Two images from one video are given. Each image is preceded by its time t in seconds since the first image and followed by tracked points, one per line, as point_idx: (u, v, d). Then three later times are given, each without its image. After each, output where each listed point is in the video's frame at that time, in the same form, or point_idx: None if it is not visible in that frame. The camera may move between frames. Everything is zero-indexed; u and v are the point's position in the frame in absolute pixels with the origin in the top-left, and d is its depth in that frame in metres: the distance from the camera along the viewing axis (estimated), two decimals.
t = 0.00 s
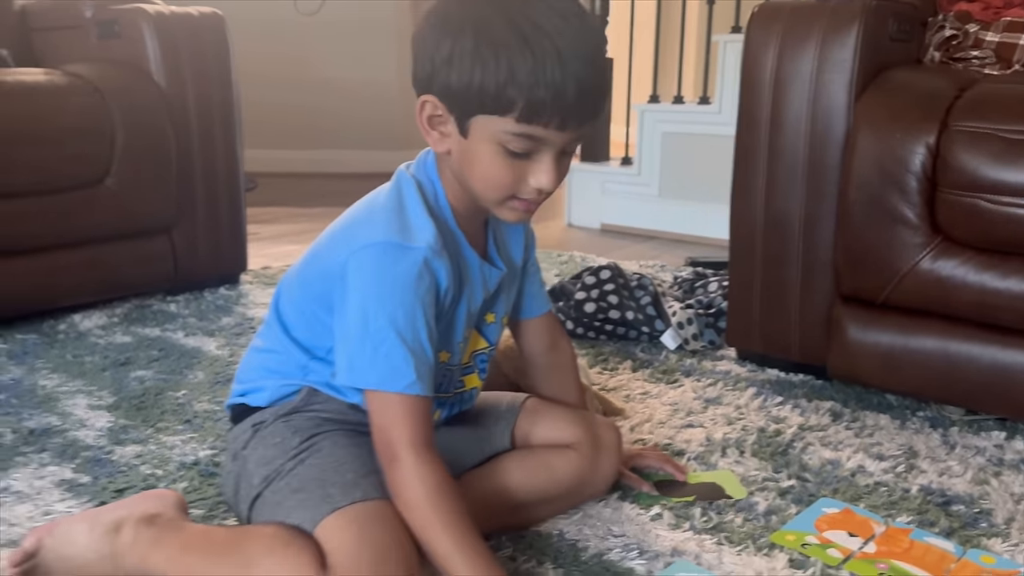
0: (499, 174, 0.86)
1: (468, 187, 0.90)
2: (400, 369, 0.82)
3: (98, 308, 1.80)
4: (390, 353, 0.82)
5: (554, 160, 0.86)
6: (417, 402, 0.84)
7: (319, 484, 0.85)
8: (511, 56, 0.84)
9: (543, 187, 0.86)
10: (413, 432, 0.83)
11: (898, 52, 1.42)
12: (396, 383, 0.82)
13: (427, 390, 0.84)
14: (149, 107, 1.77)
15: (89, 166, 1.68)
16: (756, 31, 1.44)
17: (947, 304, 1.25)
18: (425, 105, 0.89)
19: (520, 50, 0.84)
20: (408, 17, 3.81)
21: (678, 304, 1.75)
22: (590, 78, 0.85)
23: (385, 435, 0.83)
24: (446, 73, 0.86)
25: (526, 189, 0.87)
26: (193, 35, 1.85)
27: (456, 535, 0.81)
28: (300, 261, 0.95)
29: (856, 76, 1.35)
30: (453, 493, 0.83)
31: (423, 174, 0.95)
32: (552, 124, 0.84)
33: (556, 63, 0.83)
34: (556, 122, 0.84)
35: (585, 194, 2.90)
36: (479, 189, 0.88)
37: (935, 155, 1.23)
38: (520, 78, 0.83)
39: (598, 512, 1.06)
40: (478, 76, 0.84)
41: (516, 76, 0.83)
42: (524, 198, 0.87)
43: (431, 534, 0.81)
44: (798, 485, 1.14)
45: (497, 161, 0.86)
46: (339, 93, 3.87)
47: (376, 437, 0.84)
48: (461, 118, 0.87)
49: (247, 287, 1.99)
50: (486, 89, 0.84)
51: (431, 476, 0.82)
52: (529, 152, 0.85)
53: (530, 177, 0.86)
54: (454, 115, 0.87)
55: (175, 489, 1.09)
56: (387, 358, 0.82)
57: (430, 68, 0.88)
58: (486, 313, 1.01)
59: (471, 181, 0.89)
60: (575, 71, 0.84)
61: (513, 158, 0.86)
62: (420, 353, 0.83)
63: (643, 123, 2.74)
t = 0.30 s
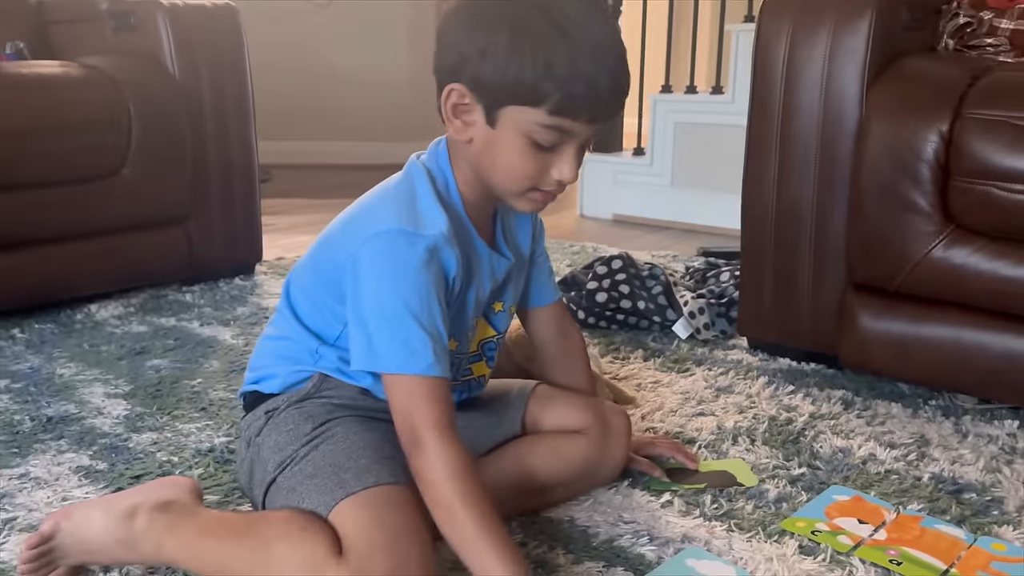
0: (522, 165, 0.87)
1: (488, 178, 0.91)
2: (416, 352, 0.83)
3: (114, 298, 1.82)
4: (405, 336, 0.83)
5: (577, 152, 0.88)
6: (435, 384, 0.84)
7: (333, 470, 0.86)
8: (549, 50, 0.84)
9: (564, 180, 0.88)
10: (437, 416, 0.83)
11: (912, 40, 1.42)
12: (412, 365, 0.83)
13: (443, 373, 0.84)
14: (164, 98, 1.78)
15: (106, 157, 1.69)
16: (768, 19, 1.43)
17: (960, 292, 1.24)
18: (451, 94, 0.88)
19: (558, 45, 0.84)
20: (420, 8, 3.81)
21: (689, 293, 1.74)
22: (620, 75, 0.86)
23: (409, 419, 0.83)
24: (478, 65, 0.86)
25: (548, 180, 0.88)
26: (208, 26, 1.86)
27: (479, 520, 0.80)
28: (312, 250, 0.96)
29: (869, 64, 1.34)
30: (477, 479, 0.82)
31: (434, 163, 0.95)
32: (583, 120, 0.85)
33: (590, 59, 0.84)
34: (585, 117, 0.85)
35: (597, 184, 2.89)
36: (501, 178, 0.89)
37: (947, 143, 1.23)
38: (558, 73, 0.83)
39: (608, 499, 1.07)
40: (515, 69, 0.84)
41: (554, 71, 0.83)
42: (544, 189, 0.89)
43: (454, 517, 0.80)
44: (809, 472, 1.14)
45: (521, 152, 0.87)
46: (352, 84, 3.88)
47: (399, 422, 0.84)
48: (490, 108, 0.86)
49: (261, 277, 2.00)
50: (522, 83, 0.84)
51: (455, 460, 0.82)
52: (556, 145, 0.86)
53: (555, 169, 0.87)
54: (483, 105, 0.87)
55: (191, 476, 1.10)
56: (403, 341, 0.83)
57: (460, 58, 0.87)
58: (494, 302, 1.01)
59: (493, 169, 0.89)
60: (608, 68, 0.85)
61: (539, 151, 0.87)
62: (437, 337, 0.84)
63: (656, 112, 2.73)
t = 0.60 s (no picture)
0: (536, 166, 0.86)
1: (498, 175, 0.89)
2: (407, 346, 0.81)
3: (110, 286, 1.81)
4: (396, 329, 0.81)
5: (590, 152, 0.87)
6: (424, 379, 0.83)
7: (325, 461, 0.85)
8: (580, 51, 0.82)
9: (577, 180, 0.87)
10: (424, 412, 0.82)
11: (913, 22, 1.40)
12: (403, 359, 0.81)
13: (434, 367, 0.83)
14: (158, 83, 1.77)
15: (99, 144, 1.68)
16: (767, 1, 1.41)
17: (960, 277, 1.23)
18: (470, 85, 0.86)
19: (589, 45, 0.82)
20: None
21: (688, 280, 1.73)
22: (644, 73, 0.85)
23: (395, 415, 0.82)
24: (505, 61, 0.84)
25: (560, 179, 0.87)
26: (202, 11, 1.84)
27: (470, 516, 0.78)
28: (304, 239, 0.95)
29: (869, 47, 1.33)
30: (467, 475, 0.81)
31: (431, 152, 0.94)
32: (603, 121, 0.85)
33: (620, 59, 0.83)
34: (606, 119, 0.85)
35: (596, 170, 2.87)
36: (512, 175, 0.88)
37: (948, 126, 1.21)
38: (587, 76, 0.82)
39: (604, 487, 1.06)
40: (545, 68, 0.82)
41: (583, 73, 0.82)
42: (555, 188, 0.88)
43: (445, 514, 0.79)
44: (806, 460, 1.13)
45: (538, 152, 0.85)
46: (351, 70, 3.85)
47: (386, 418, 0.82)
48: (510, 104, 0.85)
49: (258, 264, 1.99)
50: (550, 83, 0.82)
51: (444, 457, 0.80)
52: (573, 146, 0.86)
53: (568, 170, 0.87)
54: (504, 101, 0.85)
55: (183, 465, 1.09)
56: (394, 334, 0.81)
57: (484, 50, 0.85)
58: (489, 294, 1.00)
59: (505, 165, 0.88)
60: (633, 69, 0.84)
61: (555, 150, 0.86)
62: (428, 331, 0.83)
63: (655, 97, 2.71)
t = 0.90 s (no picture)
0: (529, 142, 0.85)
1: (492, 153, 0.88)
2: (402, 330, 0.81)
3: (110, 268, 1.80)
4: (390, 313, 0.81)
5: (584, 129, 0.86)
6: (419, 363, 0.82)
7: (323, 443, 0.85)
8: (571, 26, 0.81)
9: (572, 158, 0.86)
10: (418, 393, 0.81)
11: None
12: (398, 343, 0.81)
13: (429, 351, 0.82)
14: (155, 64, 1.76)
15: (97, 125, 1.68)
16: None
17: (962, 256, 1.22)
18: (460, 62, 0.85)
19: (580, 21, 0.81)
20: None
21: (689, 260, 1.72)
22: (637, 51, 0.84)
23: (389, 398, 0.81)
24: (494, 37, 0.83)
25: (554, 157, 0.86)
26: None
27: (466, 498, 0.79)
28: (298, 221, 0.94)
29: (872, 24, 1.31)
30: (462, 455, 0.81)
31: (425, 132, 0.93)
32: (596, 96, 0.84)
33: (611, 35, 0.82)
34: (599, 95, 0.84)
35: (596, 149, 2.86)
36: (505, 154, 0.87)
37: (952, 103, 1.20)
38: (578, 51, 0.81)
39: (604, 468, 1.06)
40: (535, 43, 0.81)
41: (574, 48, 0.81)
42: (550, 165, 0.87)
43: (442, 496, 0.79)
44: (807, 440, 1.13)
45: (531, 127, 0.84)
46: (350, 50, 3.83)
47: (379, 401, 0.82)
48: (500, 81, 0.84)
49: (257, 246, 1.98)
50: (540, 58, 0.81)
51: (438, 439, 0.80)
52: (566, 122, 0.85)
53: (561, 148, 0.85)
54: (494, 77, 0.84)
55: (183, 447, 1.09)
56: (388, 318, 0.81)
57: (474, 26, 0.84)
58: (486, 276, 0.99)
59: (497, 143, 0.87)
60: (626, 44, 0.83)
61: (550, 126, 0.84)
62: (422, 315, 0.82)
63: (656, 75, 2.69)
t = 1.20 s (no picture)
0: (525, 105, 0.84)
1: (487, 121, 0.88)
2: (402, 308, 0.81)
3: (104, 238, 1.79)
4: (390, 292, 0.81)
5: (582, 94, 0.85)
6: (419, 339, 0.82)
7: (320, 411, 0.85)
8: None
9: (568, 123, 0.85)
10: (416, 367, 0.81)
11: None
12: (398, 322, 0.81)
13: (429, 328, 0.82)
14: (145, 31, 1.74)
15: (87, 94, 1.66)
16: None
17: (959, 222, 1.22)
18: (454, 25, 0.85)
19: None
20: None
21: (686, 228, 1.71)
22: (634, 12, 0.83)
23: (388, 374, 0.82)
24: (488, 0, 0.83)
25: (550, 122, 0.85)
26: None
27: (470, 467, 0.79)
28: (294, 191, 0.94)
29: None
30: (463, 425, 0.81)
31: (422, 102, 0.92)
32: (593, 59, 0.83)
33: None
34: (596, 57, 0.82)
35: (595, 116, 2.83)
36: (501, 121, 0.86)
37: (951, 68, 1.19)
38: (575, 10, 0.80)
39: (600, 435, 1.06)
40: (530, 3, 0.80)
41: (570, 8, 0.80)
42: (543, 131, 0.86)
43: (442, 466, 0.79)
44: (802, 406, 1.13)
45: (527, 91, 0.83)
46: (344, 17, 3.78)
47: (381, 378, 0.83)
48: (496, 43, 0.83)
49: (252, 216, 1.97)
50: (535, 17, 0.80)
51: (439, 410, 0.80)
52: (563, 87, 0.84)
53: (558, 112, 0.84)
54: (489, 39, 0.84)
55: (180, 416, 1.10)
56: (388, 297, 0.80)
57: None
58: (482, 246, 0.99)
59: (491, 110, 0.86)
60: (623, 5, 0.82)
61: (546, 90, 0.83)
62: (422, 293, 0.82)
63: (654, 42, 2.67)
